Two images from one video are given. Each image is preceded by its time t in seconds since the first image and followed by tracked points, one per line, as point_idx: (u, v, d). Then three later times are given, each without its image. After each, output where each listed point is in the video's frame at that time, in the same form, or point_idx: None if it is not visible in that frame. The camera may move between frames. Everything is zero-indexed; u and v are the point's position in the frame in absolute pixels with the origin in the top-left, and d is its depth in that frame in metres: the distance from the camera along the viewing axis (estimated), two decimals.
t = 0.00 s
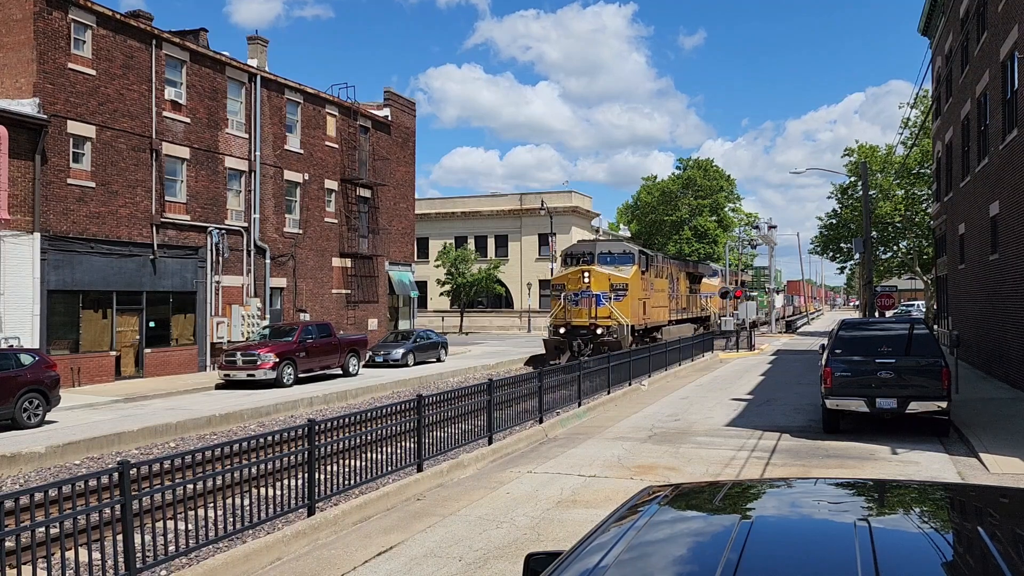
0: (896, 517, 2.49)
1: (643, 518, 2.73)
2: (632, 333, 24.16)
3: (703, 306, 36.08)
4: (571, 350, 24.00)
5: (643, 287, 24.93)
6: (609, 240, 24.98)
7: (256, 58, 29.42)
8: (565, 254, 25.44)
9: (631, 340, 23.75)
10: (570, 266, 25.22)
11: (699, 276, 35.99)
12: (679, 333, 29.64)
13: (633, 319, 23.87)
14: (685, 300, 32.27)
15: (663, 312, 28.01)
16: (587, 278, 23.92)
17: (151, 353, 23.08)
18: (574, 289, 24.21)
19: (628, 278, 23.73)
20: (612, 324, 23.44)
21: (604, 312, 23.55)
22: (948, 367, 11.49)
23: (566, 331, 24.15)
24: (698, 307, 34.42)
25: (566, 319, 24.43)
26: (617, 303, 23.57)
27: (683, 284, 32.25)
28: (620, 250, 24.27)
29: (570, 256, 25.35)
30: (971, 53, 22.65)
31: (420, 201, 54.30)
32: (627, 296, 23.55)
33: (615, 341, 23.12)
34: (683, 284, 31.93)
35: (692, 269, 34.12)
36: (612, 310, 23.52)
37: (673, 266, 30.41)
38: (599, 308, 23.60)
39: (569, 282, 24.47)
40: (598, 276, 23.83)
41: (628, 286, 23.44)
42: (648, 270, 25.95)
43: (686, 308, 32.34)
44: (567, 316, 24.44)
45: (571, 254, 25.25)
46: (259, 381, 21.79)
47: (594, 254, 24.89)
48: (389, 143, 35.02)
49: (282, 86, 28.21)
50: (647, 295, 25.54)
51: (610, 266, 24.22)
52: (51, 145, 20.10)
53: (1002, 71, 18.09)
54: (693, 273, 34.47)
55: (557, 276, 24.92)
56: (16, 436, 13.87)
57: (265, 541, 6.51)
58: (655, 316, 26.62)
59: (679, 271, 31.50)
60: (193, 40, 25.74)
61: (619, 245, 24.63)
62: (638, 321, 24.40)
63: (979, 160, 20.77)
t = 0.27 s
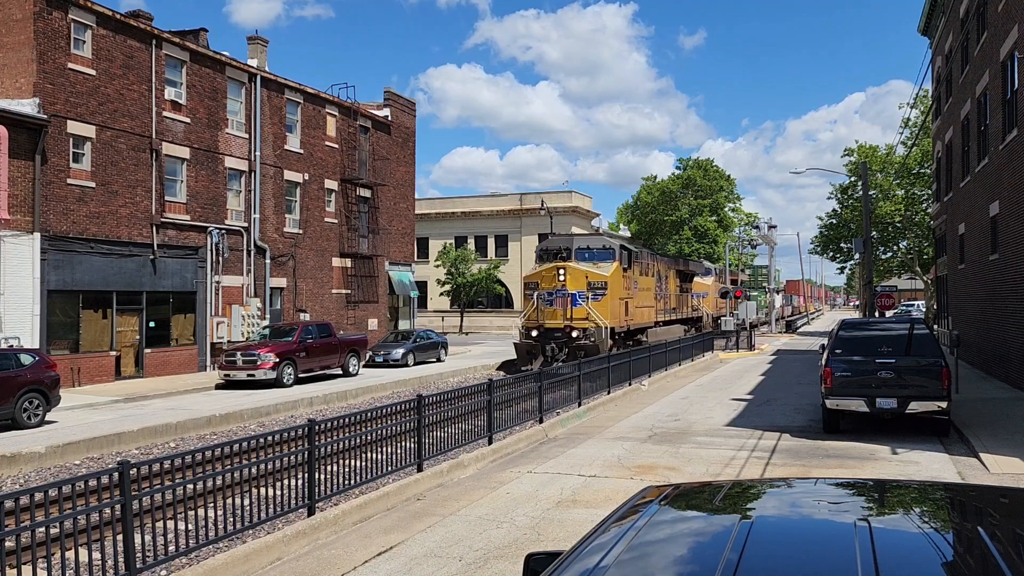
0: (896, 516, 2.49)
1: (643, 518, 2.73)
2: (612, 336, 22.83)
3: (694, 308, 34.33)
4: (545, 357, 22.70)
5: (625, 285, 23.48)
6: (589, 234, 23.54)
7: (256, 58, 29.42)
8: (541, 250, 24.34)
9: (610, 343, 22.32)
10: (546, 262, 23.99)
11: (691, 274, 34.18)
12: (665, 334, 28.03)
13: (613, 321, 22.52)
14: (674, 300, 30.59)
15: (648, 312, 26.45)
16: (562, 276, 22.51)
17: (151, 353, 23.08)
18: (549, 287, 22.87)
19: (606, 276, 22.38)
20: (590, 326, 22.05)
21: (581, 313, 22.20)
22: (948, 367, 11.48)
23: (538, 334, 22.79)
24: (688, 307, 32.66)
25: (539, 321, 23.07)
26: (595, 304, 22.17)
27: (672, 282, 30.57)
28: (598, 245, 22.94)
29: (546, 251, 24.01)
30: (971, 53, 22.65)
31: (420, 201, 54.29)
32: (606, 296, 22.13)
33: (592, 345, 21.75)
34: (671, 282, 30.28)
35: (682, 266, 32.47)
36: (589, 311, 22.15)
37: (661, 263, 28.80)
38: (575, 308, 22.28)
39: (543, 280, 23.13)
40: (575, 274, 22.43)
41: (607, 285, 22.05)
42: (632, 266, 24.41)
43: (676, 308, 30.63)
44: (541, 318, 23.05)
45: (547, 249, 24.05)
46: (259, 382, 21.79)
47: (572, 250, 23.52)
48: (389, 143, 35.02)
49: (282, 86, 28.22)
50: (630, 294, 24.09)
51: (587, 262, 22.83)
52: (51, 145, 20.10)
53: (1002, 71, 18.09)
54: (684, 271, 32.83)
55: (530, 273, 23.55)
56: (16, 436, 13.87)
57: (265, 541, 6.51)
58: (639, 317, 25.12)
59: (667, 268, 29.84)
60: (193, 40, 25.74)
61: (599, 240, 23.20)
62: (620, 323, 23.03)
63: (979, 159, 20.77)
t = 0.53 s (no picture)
0: (897, 516, 2.49)
1: (643, 517, 2.73)
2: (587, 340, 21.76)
3: (684, 308, 32.75)
4: (513, 364, 21.48)
5: (601, 284, 22.42)
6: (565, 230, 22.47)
7: (256, 58, 29.42)
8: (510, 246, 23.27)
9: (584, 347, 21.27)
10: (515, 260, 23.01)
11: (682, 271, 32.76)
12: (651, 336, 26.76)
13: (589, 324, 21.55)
14: (662, 298, 29.25)
15: (632, 313, 25.26)
16: (532, 274, 21.49)
17: (151, 353, 23.09)
18: (518, 287, 21.91)
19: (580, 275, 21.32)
20: (561, 329, 21.04)
21: (554, 315, 21.26)
22: (948, 367, 11.49)
23: (505, 337, 21.83)
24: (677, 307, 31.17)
25: (507, 324, 22.08)
26: (566, 305, 21.13)
27: (660, 280, 29.22)
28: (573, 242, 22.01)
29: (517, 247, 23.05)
30: (971, 53, 22.65)
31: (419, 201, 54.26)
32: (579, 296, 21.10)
33: (564, 350, 20.71)
34: (659, 280, 28.93)
35: (672, 262, 31.03)
36: (561, 312, 21.14)
37: (647, 260, 27.46)
38: (545, 309, 21.28)
39: (511, 278, 22.15)
40: (546, 272, 21.40)
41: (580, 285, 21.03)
42: (610, 263, 23.30)
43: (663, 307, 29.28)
44: (509, 320, 22.10)
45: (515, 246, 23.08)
46: (259, 382, 21.80)
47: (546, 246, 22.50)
48: (389, 143, 35.02)
49: (282, 86, 28.22)
50: (608, 293, 22.98)
51: (560, 260, 21.85)
52: (51, 145, 20.09)
53: (1002, 71, 18.08)
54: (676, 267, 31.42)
55: (499, 271, 22.57)
56: (16, 436, 13.87)
57: (265, 541, 6.51)
58: (619, 319, 23.98)
59: (655, 266, 28.45)
60: (193, 40, 25.74)
61: (573, 236, 22.17)
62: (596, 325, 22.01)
63: (979, 159, 20.77)
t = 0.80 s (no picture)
0: (896, 516, 2.49)
1: (643, 518, 2.73)
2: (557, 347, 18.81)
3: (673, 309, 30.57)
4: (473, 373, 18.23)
5: (574, 283, 19.53)
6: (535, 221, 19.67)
7: (256, 58, 29.42)
8: (473, 242, 20.63)
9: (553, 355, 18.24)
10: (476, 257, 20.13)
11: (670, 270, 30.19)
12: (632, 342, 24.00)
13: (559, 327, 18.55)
14: (646, 301, 26.56)
15: (610, 316, 22.54)
16: (495, 271, 18.59)
17: (151, 353, 23.09)
18: (478, 285, 18.86)
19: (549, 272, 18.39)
20: (526, 334, 18.00)
21: (520, 317, 18.21)
22: (948, 367, 11.49)
23: (462, 344, 18.68)
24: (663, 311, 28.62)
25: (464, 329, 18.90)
26: (533, 305, 18.19)
27: (644, 281, 26.58)
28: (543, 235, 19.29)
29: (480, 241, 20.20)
30: (971, 53, 22.66)
31: (419, 201, 54.27)
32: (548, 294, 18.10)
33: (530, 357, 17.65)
34: (643, 280, 26.27)
35: (659, 261, 28.43)
36: (527, 314, 18.17)
37: (630, 258, 24.85)
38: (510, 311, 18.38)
39: (469, 275, 19.09)
40: (510, 268, 18.49)
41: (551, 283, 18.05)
42: (586, 260, 20.47)
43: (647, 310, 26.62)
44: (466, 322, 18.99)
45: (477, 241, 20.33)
46: (259, 382, 21.79)
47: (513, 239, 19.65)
48: (389, 143, 35.02)
49: (282, 86, 28.22)
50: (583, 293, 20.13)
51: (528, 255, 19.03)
52: (51, 145, 20.10)
53: (1002, 71, 18.07)
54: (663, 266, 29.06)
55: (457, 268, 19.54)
56: (16, 436, 13.87)
57: (265, 541, 6.51)
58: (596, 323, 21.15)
59: (639, 264, 25.86)
60: (193, 40, 25.74)
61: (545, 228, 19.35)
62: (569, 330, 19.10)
63: (979, 159, 20.77)
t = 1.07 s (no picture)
0: (896, 516, 2.49)
1: (643, 518, 2.73)
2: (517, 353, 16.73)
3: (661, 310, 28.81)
4: (424, 383, 16.07)
5: (539, 280, 17.50)
6: (495, 212, 17.66)
7: (256, 58, 29.41)
8: (427, 235, 18.35)
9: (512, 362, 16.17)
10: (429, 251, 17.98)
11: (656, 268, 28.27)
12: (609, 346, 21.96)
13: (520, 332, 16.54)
14: (626, 300, 24.39)
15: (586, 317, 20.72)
16: (447, 267, 16.50)
17: (151, 353, 23.10)
18: (428, 283, 16.70)
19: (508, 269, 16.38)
20: (480, 339, 15.94)
21: (476, 319, 16.18)
22: (948, 367, 11.49)
23: (409, 350, 16.43)
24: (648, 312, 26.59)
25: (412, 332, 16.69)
26: (489, 306, 16.17)
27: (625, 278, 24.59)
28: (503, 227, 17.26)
29: (434, 234, 18.09)
30: (971, 54, 22.65)
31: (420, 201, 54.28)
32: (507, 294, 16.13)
33: (484, 365, 15.51)
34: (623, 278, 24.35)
35: (643, 256, 26.52)
36: (482, 316, 16.14)
37: (609, 253, 22.89)
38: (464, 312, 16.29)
39: (420, 273, 16.90)
40: (466, 265, 16.45)
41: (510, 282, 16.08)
42: (554, 255, 18.48)
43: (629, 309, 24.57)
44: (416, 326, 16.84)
45: (431, 233, 18.14)
46: (259, 382, 21.79)
47: (472, 232, 17.70)
48: (389, 143, 35.01)
49: (282, 86, 28.21)
50: (551, 292, 18.20)
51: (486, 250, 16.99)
52: (51, 145, 20.10)
53: (1002, 71, 18.07)
54: (648, 263, 27.17)
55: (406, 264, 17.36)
56: (17, 436, 13.87)
57: (264, 541, 6.51)
58: (566, 326, 19.15)
59: (620, 261, 23.91)
60: (193, 40, 25.74)
61: (506, 220, 17.34)
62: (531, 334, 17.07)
63: (979, 159, 20.77)
